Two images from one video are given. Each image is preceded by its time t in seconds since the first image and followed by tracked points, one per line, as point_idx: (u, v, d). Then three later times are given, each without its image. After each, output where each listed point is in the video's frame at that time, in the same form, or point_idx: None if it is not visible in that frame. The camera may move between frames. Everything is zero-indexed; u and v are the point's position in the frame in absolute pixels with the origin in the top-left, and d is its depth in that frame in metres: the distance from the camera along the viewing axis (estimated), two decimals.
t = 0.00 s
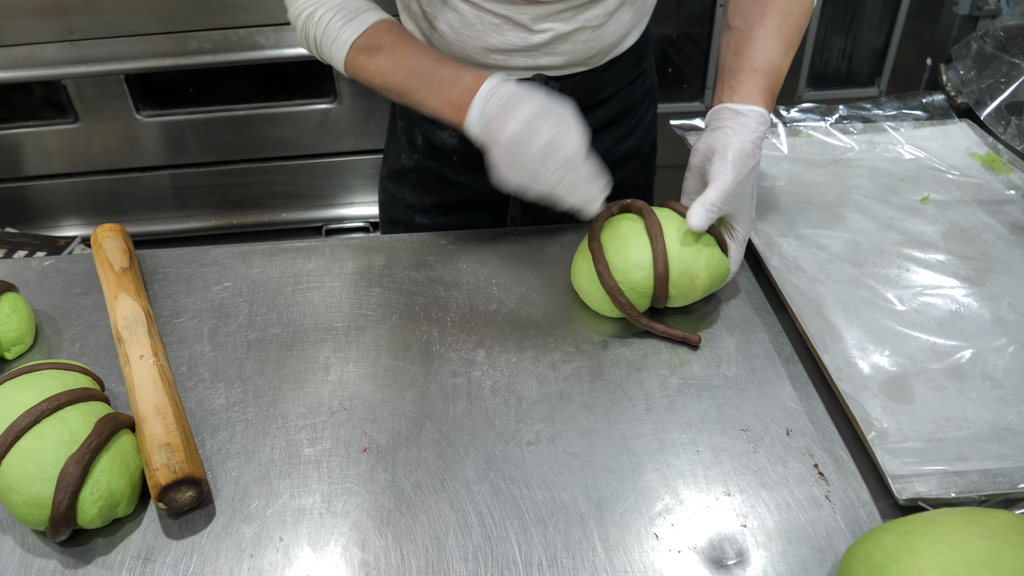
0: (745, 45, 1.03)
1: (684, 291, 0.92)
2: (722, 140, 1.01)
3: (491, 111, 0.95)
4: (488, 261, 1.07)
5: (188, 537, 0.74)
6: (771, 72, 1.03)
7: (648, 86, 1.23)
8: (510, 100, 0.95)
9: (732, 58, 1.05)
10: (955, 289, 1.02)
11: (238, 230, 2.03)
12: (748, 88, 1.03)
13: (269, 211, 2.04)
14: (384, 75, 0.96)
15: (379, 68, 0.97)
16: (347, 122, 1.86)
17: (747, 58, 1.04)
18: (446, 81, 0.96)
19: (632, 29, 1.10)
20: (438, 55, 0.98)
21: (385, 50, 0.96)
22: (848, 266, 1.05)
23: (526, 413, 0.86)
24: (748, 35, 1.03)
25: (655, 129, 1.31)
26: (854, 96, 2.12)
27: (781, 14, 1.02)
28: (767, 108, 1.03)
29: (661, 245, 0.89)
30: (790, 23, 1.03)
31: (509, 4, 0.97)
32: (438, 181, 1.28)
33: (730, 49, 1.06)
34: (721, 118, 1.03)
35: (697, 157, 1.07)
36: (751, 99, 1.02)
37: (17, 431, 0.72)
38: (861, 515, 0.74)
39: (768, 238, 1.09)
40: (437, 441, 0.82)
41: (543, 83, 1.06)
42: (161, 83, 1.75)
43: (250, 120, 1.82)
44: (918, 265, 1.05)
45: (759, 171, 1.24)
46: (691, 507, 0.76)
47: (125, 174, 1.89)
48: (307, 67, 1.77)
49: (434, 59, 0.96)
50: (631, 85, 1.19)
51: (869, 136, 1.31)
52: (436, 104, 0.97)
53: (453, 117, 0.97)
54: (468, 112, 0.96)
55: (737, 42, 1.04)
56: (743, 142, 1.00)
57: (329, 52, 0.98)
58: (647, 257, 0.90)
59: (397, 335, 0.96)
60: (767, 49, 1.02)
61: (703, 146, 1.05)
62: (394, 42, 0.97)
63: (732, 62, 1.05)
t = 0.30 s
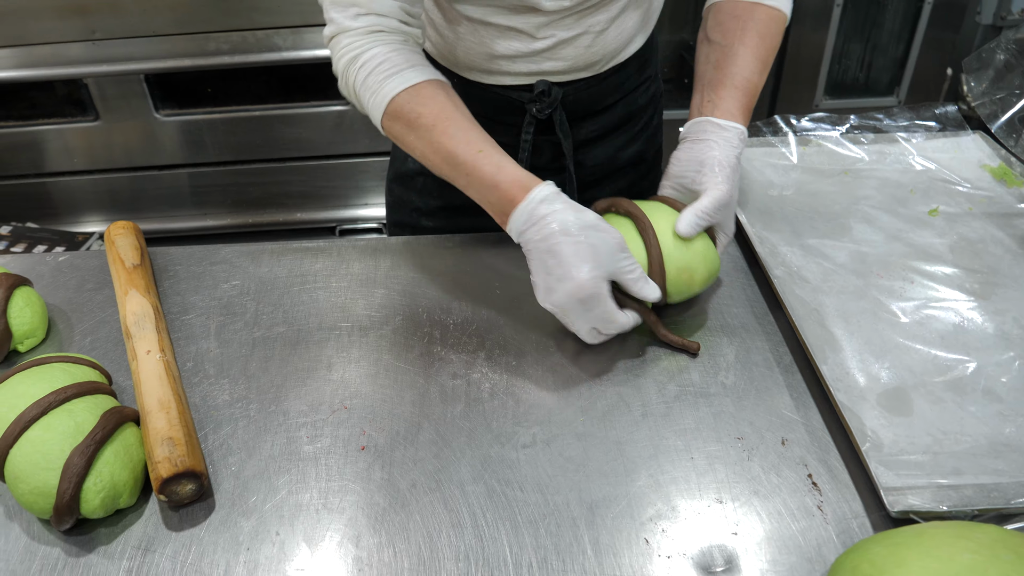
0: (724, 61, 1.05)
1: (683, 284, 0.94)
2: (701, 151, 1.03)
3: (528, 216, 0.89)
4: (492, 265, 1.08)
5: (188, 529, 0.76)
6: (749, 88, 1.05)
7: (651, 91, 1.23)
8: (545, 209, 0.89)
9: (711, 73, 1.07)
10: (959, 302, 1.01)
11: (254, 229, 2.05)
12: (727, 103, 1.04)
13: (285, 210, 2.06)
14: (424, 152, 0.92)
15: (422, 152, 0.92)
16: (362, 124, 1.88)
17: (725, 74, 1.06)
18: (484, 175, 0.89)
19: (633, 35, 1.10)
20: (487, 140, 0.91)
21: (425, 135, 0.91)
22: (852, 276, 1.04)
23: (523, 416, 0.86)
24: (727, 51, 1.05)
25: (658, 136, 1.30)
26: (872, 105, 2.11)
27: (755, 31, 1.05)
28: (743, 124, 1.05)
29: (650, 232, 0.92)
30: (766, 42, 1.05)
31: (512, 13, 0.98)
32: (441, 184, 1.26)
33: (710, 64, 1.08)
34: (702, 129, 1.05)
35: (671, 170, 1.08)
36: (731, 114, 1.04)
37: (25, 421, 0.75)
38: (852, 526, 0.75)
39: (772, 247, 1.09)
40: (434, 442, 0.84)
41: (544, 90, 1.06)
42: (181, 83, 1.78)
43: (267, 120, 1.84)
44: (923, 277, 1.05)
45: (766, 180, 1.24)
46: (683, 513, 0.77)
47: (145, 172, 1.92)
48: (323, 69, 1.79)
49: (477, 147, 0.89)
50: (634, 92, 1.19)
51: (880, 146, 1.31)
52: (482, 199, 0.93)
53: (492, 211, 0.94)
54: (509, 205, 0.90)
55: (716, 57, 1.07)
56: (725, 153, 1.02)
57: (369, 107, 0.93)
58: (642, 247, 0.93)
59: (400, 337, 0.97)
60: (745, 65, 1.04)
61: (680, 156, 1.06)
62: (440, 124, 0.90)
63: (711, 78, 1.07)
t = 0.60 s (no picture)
0: (697, 80, 1.03)
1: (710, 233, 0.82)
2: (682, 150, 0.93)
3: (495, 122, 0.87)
4: (498, 265, 1.09)
5: (189, 517, 0.78)
6: (713, 110, 1.02)
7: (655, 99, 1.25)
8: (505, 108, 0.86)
9: (682, 89, 1.03)
10: (966, 313, 1.00)
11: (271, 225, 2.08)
12: (699, 119, 1.00)
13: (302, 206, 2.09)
14: (420, 91, 0.95)
15: (418, 94, 0.95)
16: (380, 123, 1.90)
17: (697, 91, 1.03)
18: (465, 99, 0.90)
19: (638, 40, 1.11)
20: (471, 67, 0.92)
21: (417, 76, 0.94)
22: (859, 285, 1.04)
23: (522, 416, 0.87)
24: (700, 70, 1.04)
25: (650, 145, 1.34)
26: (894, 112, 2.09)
27: (726, 59, 1.05)
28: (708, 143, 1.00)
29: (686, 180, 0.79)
30: (733, 72, 1.06)
31: (516, 12, 1.00)
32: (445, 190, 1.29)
33: (680, 80, 1.04)
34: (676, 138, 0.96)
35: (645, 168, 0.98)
36: (701, 130, 1.00)
37: (35, 407, 0.77)
38: (844, 534, 0.75)
39: (778, 253, 1.09)
40: (433, 438, 0.85)
41: (548, 93, 1.06)
42: (202, 79, 1.81)
43: (286, 117, 1.87)
44: (930, 287, 1.04)
45: (776, 187, 1.23)
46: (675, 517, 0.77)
47: (166, 166, 1.95)
48: (342, 68, 1.81)
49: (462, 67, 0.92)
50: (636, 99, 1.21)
51: (894, 154, 1.30)
52: (479, 127, 0.93)
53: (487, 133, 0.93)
54: (489, 120, 0.89)
55: (689, 75, 1.04)
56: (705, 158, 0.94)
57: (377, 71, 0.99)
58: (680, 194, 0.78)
59: (403, 334, 0.98)
60: (716, 88, 1.03)
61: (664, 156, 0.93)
62: (425, 61, 0.93)
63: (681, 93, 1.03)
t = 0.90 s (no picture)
0: (680, 110, 0.99)
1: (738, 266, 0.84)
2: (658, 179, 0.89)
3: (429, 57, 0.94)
4: (504, 267, 1.10)
5: (191, 506, 0.80)
6: (693, 145, 0.97)
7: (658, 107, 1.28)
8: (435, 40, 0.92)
9: (664, 120, 0.98)
10: (972, 326, 1.00)
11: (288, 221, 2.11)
12: (682, 155, 0.95)
13: (319, 204, 2.11)
14: (375, 34, 1.02)
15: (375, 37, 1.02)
16: (397, 122, 1.92)
17: (679, 121, 0.98)
18: (413, 34, 0.97)
19: (643, 49, 1.13)
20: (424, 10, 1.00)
21: (370, 19, 1.01)
22: (864, 295, 1.04)
23: (521, 416, 0.88)
24: (684, 105, 1.00)
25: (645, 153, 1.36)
26: (915, 122, 2.07)
27: (709, 99, 1.02)
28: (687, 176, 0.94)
29: (719, 206, 0.82)
30: (710, 115, 1.03)
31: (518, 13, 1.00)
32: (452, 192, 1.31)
33: (662, 113, 0.99)
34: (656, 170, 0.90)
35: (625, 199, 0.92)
36: (684, 165, 0.94)
37: (45, 395, 0.79)
38: (836, 544, 0.75)
39: (785, 261, 1.09)
40: (432, 436, 0.86)
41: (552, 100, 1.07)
42: (223, 77, 1.84)
43: (305, 115, 1.89)
44: (937, 299, 1.04)
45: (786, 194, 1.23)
46: (668, 522, 0.78)
47: (187, 161, 1.99)
48: (361, 67, 1.83)
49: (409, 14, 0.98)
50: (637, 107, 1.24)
51: (907, 163, 1.29)
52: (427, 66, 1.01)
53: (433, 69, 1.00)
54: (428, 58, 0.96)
55: (673, 110, 0.99)
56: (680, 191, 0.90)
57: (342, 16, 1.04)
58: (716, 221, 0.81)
59: (407, 333, 0.99)
60: (698, 127, 0.99)
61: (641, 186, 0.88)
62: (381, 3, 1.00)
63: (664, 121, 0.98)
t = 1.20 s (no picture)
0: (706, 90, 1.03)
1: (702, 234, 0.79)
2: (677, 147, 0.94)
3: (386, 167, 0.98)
4: (508, 267, 1.11)
5: (190, 495, 0.81)
6: (718, 122, 1.01)
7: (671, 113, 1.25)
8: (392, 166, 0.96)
9: (690, 98, 1.03)
10: (977, 339, 0.99)
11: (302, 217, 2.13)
12: (704, 128, 1.00)
13: (334, 200, 2.12)
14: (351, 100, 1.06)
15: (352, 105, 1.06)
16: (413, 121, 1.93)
17: (704, 100, 1.03)
18: (377, 125, 1.02)
19: (654, 54, 1.12)
20: (393, 94, 1.02)
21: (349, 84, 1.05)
22: (868, 304, 1.03)
23: (518, 417, 0.89)
24: (710, 83, 1.04)
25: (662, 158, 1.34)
26: (935, 131, 2.05)
27: (737, 76, 1.04)
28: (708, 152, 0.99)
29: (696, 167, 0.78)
30: (743, 92, 1.05)
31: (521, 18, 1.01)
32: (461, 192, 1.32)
33: (688, 90, 1.04)
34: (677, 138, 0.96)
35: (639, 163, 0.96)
36: (704, 138, 0.99)
37: (52, 382, 0.81)
38: (827, 552, 0.75)
39: (790, 269, 1.09)
40: (429, 434, 0.87)
41: (555, 102, 1.09)
42: (242, 73, 1.86)
43: (322, 112, 1.91)
44: (943, 311, 1.03)
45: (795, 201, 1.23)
46: (659, 524, 0.78)
47: (205, 156, 2.01)
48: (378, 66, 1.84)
49: (376, 105, 1.02)
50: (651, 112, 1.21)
51: (920, 173, 1.28)
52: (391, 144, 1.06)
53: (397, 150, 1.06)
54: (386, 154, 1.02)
55: (698, 86, 1.04)
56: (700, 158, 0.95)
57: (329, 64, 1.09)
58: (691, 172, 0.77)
59: (410, 331, 1.00)
60: (724, 102, 1.03)
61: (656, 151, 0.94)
62: (358, 78, 1.03)
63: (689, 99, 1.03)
